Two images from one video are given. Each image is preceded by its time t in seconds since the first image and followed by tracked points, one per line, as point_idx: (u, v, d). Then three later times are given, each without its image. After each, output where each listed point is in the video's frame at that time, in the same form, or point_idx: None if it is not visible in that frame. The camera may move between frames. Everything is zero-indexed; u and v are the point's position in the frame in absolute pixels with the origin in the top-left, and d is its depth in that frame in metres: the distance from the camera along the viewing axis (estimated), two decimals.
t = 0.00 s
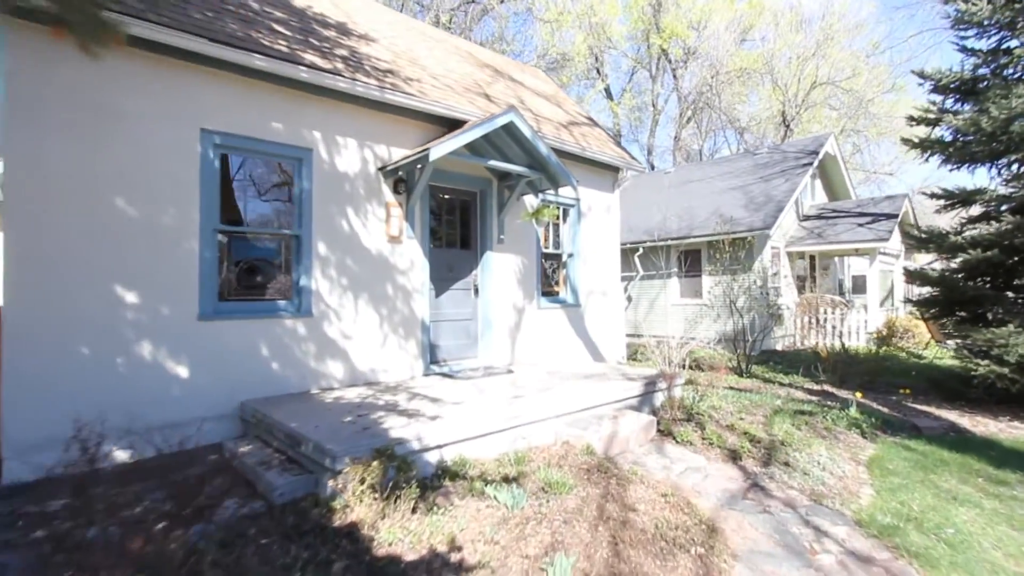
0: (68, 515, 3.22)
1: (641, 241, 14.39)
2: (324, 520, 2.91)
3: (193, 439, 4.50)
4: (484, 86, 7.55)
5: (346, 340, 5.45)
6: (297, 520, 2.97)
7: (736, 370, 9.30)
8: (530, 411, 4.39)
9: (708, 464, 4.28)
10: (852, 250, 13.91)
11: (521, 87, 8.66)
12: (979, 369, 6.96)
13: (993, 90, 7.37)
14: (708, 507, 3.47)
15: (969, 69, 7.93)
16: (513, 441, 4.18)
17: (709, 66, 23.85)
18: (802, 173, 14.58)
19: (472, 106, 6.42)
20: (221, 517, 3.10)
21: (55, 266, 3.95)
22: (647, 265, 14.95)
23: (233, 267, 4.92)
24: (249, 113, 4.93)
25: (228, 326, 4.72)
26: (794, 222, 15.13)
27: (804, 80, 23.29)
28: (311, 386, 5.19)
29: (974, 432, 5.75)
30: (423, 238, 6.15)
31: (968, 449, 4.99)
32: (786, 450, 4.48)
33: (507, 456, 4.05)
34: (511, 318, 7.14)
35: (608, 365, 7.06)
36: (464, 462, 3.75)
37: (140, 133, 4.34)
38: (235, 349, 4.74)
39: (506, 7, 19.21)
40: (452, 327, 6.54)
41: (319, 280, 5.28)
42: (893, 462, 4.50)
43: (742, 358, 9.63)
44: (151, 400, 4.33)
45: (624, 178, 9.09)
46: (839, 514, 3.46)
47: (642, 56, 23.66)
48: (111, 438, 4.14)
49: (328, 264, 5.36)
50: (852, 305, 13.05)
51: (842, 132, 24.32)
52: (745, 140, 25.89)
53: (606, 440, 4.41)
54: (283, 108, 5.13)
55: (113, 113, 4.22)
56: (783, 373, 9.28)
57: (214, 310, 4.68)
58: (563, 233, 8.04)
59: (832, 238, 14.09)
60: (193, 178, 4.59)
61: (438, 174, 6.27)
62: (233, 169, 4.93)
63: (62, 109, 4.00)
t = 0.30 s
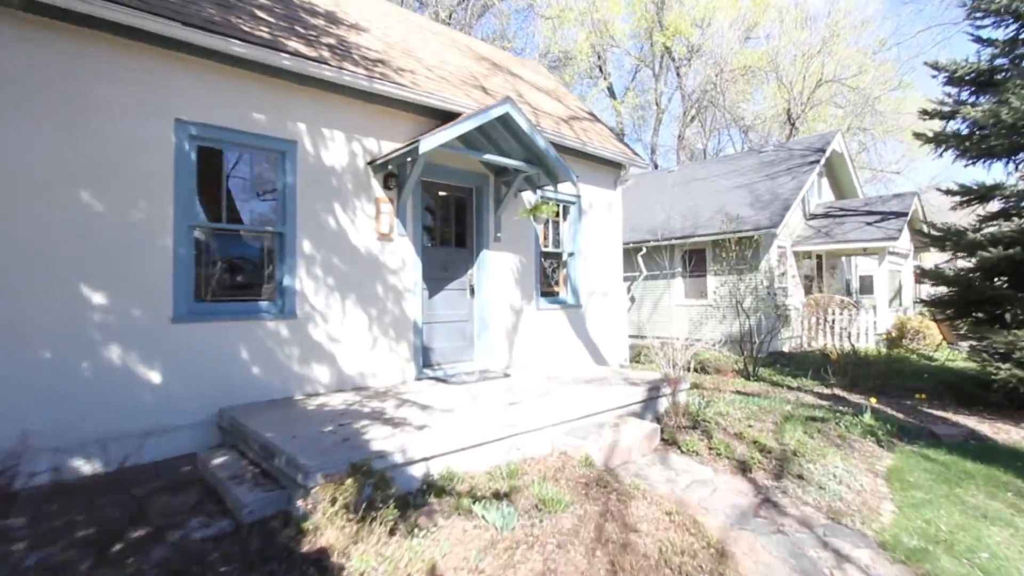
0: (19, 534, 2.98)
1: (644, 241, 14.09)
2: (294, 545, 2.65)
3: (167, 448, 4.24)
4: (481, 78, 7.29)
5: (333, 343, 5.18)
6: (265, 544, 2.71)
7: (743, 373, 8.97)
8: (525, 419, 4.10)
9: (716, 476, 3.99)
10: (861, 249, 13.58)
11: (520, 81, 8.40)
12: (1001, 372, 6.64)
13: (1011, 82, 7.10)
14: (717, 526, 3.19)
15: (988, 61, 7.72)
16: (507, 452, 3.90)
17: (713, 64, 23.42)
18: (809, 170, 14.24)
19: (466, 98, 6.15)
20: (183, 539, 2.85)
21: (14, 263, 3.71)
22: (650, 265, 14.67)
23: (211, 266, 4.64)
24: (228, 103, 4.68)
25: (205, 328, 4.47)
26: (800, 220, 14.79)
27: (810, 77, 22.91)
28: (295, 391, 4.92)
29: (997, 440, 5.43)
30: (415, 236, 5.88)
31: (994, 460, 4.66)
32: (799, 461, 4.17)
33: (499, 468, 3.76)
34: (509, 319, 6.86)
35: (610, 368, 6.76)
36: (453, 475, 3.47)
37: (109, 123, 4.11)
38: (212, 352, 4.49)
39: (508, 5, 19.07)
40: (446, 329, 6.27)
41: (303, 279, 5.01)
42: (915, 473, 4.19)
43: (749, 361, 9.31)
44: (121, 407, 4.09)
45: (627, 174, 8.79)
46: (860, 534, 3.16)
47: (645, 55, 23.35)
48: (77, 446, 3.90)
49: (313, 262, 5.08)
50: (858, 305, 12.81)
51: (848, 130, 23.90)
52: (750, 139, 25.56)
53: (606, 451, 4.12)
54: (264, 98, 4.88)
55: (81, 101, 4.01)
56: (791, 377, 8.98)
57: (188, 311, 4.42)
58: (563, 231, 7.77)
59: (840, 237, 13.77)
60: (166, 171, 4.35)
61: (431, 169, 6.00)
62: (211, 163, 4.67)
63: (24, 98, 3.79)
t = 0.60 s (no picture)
0: None
1: (648, 240, 13.75)
2: None
3: (139, 459, 3.98)
4: (479, 71, 7.01)
5: (319, 347, 4.90)
6: None
7: (753, 378, 8.64)
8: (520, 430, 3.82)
9: (726, 493, 3.70)
10: (872, 248, 13.22)
11: (520, 74, 8.11)
12: None
13: None
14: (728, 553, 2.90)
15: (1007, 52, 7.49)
16: (500, 467, 3.62)
17: (719, 62, 22.87)
18: (818, 168, 13.87)
19: (462, 91, 5.87)
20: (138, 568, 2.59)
21: None
22: (655, 265, 14.35)
23: (189, 266, 4.37)
24: (209, 93, 4.40)
25: (181, 330, 4.20)
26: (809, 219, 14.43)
27: (817, 74, 22.51)
28: (279, 397, 4.65)
29: None
30: (408, 234, 5.58)
31: None
32: (818, 476, 3.86)
33: (490, 485, 3.49)
34: (507, 322, 6.57)
35: (613, 373, 6.46)
36: (440, 495, 3.19)
37: (78, 113, 3.84)
38: (190, 357, 4.23)
39: (511, 4, 18.87)
40: (441, 331, 5.99)
41: (289, 280, 4.72)
42: (942, 492, 3.89)
43: (760, 365, 8.93)
44: (90, 416, 3.82)
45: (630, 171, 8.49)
46: (886, 564, 2.87)
47: (649, 53, 23.00)
48: (41, 458, 3.64)
49: (299, 262, 4.79)
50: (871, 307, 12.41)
51: (857, 129, 23.44)
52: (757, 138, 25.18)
53: (608, 465, 3.83)
54: (248, 89, 4.60)
55: (46, 90, 3.74)
56: (802, 382, 8.66)
57: (163, 314, 4.14)
58: (564, 229, 7.49)
59: (850, 236, 13.40)
60: (141, 164, 4.08)
61: (425, 164, 5.71)
62: (190, 156, 4.38)
63: None
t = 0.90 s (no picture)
0: None
1: (655, 240, 13.39)
2: None
3: (107, 469, 3.69)
4: (477, 63, 6.73)
5: (305, 350, 4.62)
6: None
7: (764, 384, 8.30)
8: (514, 442, 3.54)
9: (740, 512, 3.43)
10: (887, 248, 12.81)
11: (521, 68, 7.83)
12: None
13: None
14: None
15: None
16: (491, 482, 3.35)
17: (727, 60, 22.55)
18: (830, 166, 13.48)
19: (458, 82, 5.59)
20: None
21: None
22: (662, 266, 14.00)
23: (165, 264, 4.08)
24: (187, 80, 4.10)
25: (155, 332, 3.92)
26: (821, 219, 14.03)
27: (828, 72, 21.95)
28: (261, 403, 4.38)
29: None
30: (401, 231, 5.31)
31: None
32: (839, 494, 3.64)
33: (480, 502, 3.21)
34: (506, 324, 6.29)
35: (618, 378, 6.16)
36: (423, 514, 2.92)
37: (43, 100, 3.55)
38: (164, 360, 3.95)
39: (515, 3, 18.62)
40: (436, 333, 5.71)
41: (272, 280, 4.44)
42: (979, 513, 3.58)
43: (772, 371, 8.57)
44: (54, 425, 3.53)
45: (636, 168, 8.19)
46: None
47: (655, 51, 22.65)
48: None
49: (284, 261, 4.51)
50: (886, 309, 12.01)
51: (869, 127, 22.92)
52: (766, 137, 24.75)
53: (610, 480, 3.52)
54: (230, 77, 4.30)
55: (9, 74, 3.44)
56: (816, 388, 8.31)
57: (137, 314, 3.87)
58: (566, 228, 7.21)
59: (865, 236, 12.99)
60: (115, 156, 3.79)
61: (419, 158, 5.43)
62: (166, 146, 4.09)
63: None
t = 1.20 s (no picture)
0: None
1: (664, 237, 13.03)
2: None
3: (73, 480, 3.45)
4: (477, 51, 6.43)
5: (289, 352, 4.36)
6: None
7: (777, 388, 7.95)
8: (507, 455, 3.26)
9: (756, 535, 3.21)
10: (905, 246, 12.38)
11: (524, 57, 7.53)
12: None
13: None
14: None
15: None
16: (481, 499, 3.08)
17: (738, 55, 22.05)
18: (845, 162, 13.03)
19: (455, 70, 5.30)
20: None
21: None
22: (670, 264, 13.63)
23: (140, 262, 3.79)
24: (164, 65, 3.78)
25: (127, 334, 3.66)
26: (836, 216, 13.59)
27: (842, 66, 21.14)
28: (241, 408, 4.13)
29: None
30: (394, 227, 5.02)
31: None
32: (864, 516, 3.39)
33: (467, 523, 2.95)
34: (506, 324, 6.00)
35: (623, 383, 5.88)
36: (404, 536, 2.67)
37: (1, 85, 3.24)
38: (137, 364, 3.70)
39: None
40: (431, 334, 5.43)
41: (255, 278, 4.17)
42: (1016, 539, 3.33)
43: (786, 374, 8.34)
44: (16, 433, 3.28)
45: (643, 162, 7.86)
46: None
47: (664, 46, 22.25)
48: None
49: (268, 258, 4.23)
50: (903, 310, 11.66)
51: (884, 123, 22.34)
52: (777, 133, 24.24)
53: (611, 498, 3.22)
54: (211, 61, 3.98)
55: None
56: (832, 392, 7.97)
57: (107, 314, 3.60)
58: (570, 224, 6.91)
59: (882, 233, 12.56)
60: (86, 145, 3.49)
61: (414, 150, 5.14)
62: (141, 134, 3.77)
63: None
